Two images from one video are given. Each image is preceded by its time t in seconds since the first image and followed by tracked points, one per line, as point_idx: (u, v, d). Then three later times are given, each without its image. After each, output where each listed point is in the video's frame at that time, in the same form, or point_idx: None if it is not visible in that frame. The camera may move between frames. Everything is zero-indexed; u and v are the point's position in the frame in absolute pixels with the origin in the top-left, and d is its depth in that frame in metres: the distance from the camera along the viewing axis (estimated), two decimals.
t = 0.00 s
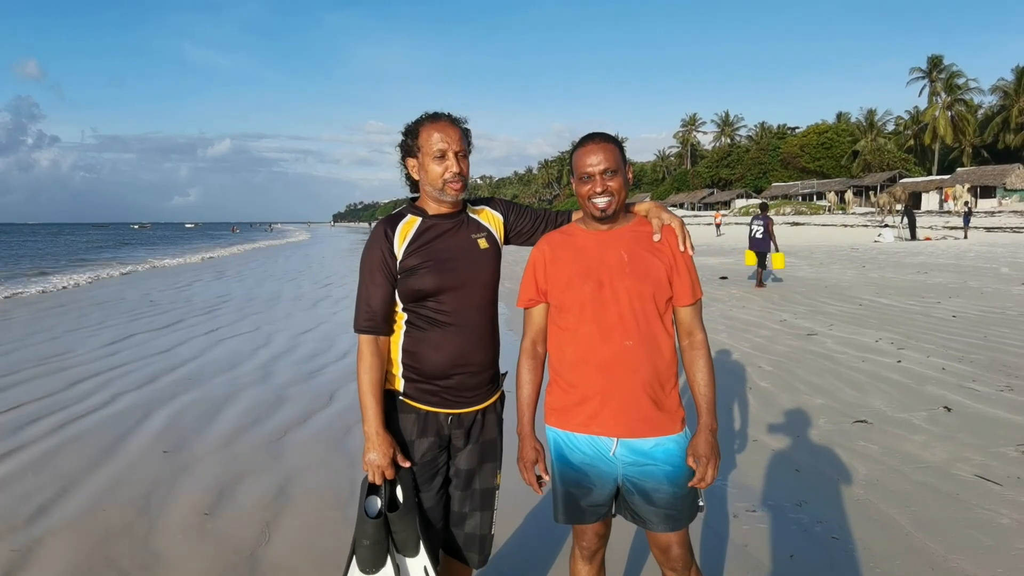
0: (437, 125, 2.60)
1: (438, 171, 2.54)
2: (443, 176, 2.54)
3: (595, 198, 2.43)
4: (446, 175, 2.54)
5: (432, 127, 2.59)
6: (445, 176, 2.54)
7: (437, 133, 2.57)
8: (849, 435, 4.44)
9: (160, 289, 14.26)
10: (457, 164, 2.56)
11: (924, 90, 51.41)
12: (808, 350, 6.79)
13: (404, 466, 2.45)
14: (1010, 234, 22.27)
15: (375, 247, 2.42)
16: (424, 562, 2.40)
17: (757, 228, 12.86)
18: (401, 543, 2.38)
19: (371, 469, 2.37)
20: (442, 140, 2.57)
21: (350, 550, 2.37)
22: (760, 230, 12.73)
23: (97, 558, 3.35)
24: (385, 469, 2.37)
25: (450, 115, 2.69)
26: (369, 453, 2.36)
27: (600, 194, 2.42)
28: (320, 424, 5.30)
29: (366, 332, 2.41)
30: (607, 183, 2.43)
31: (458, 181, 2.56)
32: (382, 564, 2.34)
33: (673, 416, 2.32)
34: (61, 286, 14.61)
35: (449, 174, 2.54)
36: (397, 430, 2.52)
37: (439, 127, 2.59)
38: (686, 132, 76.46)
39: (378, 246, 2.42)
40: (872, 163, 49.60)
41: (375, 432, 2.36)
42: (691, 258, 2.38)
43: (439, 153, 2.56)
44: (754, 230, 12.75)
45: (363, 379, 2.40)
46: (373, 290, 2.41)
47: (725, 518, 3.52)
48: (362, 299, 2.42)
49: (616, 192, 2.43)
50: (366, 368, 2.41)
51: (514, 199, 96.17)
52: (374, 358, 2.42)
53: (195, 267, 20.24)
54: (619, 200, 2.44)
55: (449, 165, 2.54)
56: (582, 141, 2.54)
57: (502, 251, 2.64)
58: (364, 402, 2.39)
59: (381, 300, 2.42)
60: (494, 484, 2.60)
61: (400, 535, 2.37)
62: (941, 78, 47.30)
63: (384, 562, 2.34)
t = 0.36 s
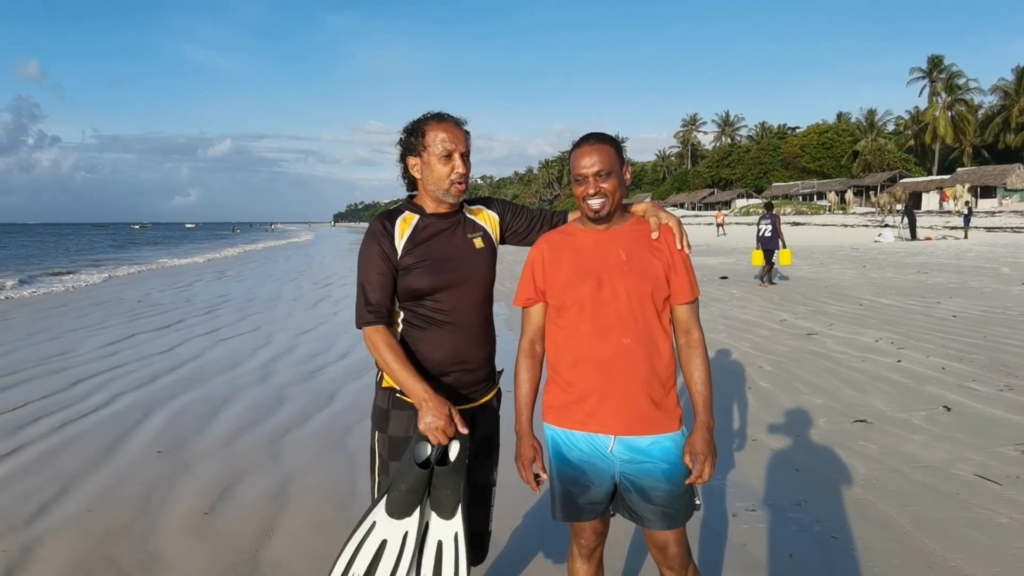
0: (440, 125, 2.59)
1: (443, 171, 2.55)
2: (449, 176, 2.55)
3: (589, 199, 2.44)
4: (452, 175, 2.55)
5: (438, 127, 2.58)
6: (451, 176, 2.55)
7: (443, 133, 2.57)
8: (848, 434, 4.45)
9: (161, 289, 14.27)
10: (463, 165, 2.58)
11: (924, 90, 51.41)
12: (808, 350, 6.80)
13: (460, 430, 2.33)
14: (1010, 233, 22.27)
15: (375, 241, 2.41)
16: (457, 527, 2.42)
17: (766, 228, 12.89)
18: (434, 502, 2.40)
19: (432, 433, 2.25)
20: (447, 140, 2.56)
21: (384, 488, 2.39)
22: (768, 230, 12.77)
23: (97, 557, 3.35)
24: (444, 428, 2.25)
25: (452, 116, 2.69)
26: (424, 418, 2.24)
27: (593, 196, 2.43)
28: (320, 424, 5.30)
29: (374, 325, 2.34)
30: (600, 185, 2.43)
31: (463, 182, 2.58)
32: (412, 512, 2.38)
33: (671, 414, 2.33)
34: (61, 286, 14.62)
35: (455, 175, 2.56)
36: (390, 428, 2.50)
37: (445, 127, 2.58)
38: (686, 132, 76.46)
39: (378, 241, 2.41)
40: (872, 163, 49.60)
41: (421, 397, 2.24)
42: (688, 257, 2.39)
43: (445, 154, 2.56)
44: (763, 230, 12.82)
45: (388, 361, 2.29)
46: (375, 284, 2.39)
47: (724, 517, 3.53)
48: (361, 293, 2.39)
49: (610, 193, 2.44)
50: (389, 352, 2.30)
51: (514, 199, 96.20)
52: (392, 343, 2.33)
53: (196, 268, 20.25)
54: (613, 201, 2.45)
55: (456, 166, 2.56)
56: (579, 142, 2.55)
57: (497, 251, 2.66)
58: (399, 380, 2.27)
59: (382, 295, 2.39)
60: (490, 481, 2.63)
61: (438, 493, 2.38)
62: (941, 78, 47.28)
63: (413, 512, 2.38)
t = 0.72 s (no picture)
0: (439, 128, 2.60)
1: (434, 175, 2.55)
2: (440, 179, 2.54)
3: (574, 194, 2.47)
4: (442, 179, 2.54)
5: (433, 131, 2.59)
6: (441, 180, 2.55)
7: (437, 138, 2.57)
8: (845, 436, 4.45)
9: (160, 290, 14.26)
10: (454, 170, 2.57)
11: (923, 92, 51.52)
12: (806, 351, 6.81)
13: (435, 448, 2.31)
14: (1008, 235, 22.30)
15: (372, 241, 2.40)
16: (495, 531, 2.29)
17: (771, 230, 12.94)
18: (460, 523, 2.29)
19: (402, 447, 2.24)
20: (441, 144, 2.57)
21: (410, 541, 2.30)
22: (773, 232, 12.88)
23: (94, 559, 3.35)
24: (416, 444, 2.24)
25: (453, 120, 2.70)
26: (397, 429, 2.24)
27: (579, 191, 2.46)
28: (317, 425, 5.30)
29: (368, 325, 2.34)
30: (586, 180, 2.45)
31: (455, 186, 2.57)
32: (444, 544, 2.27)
33: (662, 415, 2.33)
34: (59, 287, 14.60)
35: (445, 178, 2.55)
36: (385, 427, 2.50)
37: (440, 132, 2.59)
38: (685, 134, 76.54)
39: (374, 241, 2.40)
40: (870, 165, 49.70)
41: (400, 405, 2.25)
42: (679, 258, 2.39)
43: (437, 157, 2.56)
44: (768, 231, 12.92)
45: (375, 366, 2.31)
46: (369, 285, 2.38)
47: (720, 518, 3.53)
48: (356, 294, 2.39)
49: (595, 190, 2.45)
50: (378, 356, 2.32)
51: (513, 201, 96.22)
52: (382, 347, 2.34)
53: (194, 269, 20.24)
54: (599, 198, 2.45)
55: (446, 169, 2.55)
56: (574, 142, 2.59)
57: (493, 253, 2.67)
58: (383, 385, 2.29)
59: (378, 296, 2.39)
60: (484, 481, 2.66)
61: (458, 510, 2.27)
62: (939, 80, 47.41)
63: (447, 543, 2.27)
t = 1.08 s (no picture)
0: (427, 131, 2.60)
1: (424, 177, 2.53)
2: (430, 182, 2.53)
3: (573, 203, 2.43)
4: (433, 181, 2.53)
5: (422, 134, 2.58)
6: (431, 182, 2.53)
7: (427, 140, 2.57)
8: (841, 439, 4.45)
9: (155, 293, 14.21)
10: (445, 171, 2.56)
11: (918, 95, 51.77)
12: (802, 353, 6.81)
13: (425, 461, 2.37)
14: (1003, 237, 22.37)
15: (364, 247, 2.39)
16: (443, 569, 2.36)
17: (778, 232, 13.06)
18: (413, 546, 2.36)
19: (398, 459, 2.32)
20: (431, 146, 2.56)
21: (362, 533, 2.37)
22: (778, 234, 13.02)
23: (85, 564, 3.32)
24: (410, 459, 2.31)
25: (441, 122, 2.69)
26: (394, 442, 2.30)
27: (576, 199, 2.42)
28: (312, 428, 5.27)
29: (363, 334, 2.35)
30: (583, 188, 2.42)
31: (445, 187, 2.55)
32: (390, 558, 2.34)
33: (655, 420, 2.32)
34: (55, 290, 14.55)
35: (435, 180, 2.53)
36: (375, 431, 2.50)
37: (429, 134, 2.58)
38: (681, 136, 76.70)
39: (367, 247, 2.39)
40: (866, 167, 49.85)
41: (397, 419, 2.29)
42: (672, 261, 2.39)
43: (427, 159, 2.55)
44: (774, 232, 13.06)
45: (372, 377, 2.33)
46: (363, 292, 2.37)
47: (716, 522, 3.52)
48: (349, 300, 2.38)
49: (594, 197, 2.43)
50: (374, 366, 2.33)
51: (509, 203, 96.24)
52: (378, 356, 2.35)
53: (190, 272, 20.17)
54: (596, 206, 2.43)
55: (436, 171, 2.54)
56: (562, 148, 2.54)
57: (488, 256, 2.65)
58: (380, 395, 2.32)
59: (372, 303, 2.37)
60: (480, 487, 2.61)
61: (416, 536, 2.35)
62: (935, 82, 47.58)
63: (394, 555, 2.34)
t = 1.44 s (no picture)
0: (427, 118, 2.59)
1: (425, 163, 2.53)
2: (430, 167, 2.52)
3: (572, 195, 2.42)
4: (434, 167, 2.52)
5: (422, 121, 2.58)
6: (432, 168, 2.53)
7: (427, 126, 2.56)
8: (841, 432, 4.46)
9: (154, 289, 14.19)
10: (445, 156, 2.55)
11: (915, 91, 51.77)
12: (801, 348, 6.82)
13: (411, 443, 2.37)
14: (1001, 233, 22.40)
15: (362, 234, 2.40)
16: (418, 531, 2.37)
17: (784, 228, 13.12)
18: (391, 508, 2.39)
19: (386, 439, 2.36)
20: (431, 132, 2.55)
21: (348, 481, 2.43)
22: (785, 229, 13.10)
23: (86, 559, 3.32)
24: (399, 442, 2.35)
25: (440, 110, 2.68)
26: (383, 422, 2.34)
27: (576, 191, 2.42)
28: (312, 423, 5.27)
29: (355, 322, 2.40)
30: (583, 180, 2.41)
31: (445, 172, 2.55)
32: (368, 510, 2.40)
33: (655, 410, 2.32)
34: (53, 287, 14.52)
35: (436, 165, 2.52)
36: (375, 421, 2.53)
37: (429, 120, 2.58)
38: (680, 133, 76.65)
39: (364, 235, 2.40)
40: (864, 163, 49.85)
41: (386, 401, 2.33)
42: (673, 251, 2.38)
43: (427, 145, 2.54)
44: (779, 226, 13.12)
45: (363, 363, 2.38)
46: (361, 279, 2.39)
47: (716, 514, 3.53)
48: (347, 288, 2.40)
49: (593, 188, 2.42)
50: (367, 350, 2.39)
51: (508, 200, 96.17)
52: (370, 343, 2.40)
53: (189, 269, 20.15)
54: (596, 197, 2.43)
55: (437, 157, 2.53)
56: (562, 137, 2.53)
57: (489, 245, 2.65)
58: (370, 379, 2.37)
59: (367, 291, 2.40)
60: (480, 476, 2.60)
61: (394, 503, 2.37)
62: (933, 79, 47.56)
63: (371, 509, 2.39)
